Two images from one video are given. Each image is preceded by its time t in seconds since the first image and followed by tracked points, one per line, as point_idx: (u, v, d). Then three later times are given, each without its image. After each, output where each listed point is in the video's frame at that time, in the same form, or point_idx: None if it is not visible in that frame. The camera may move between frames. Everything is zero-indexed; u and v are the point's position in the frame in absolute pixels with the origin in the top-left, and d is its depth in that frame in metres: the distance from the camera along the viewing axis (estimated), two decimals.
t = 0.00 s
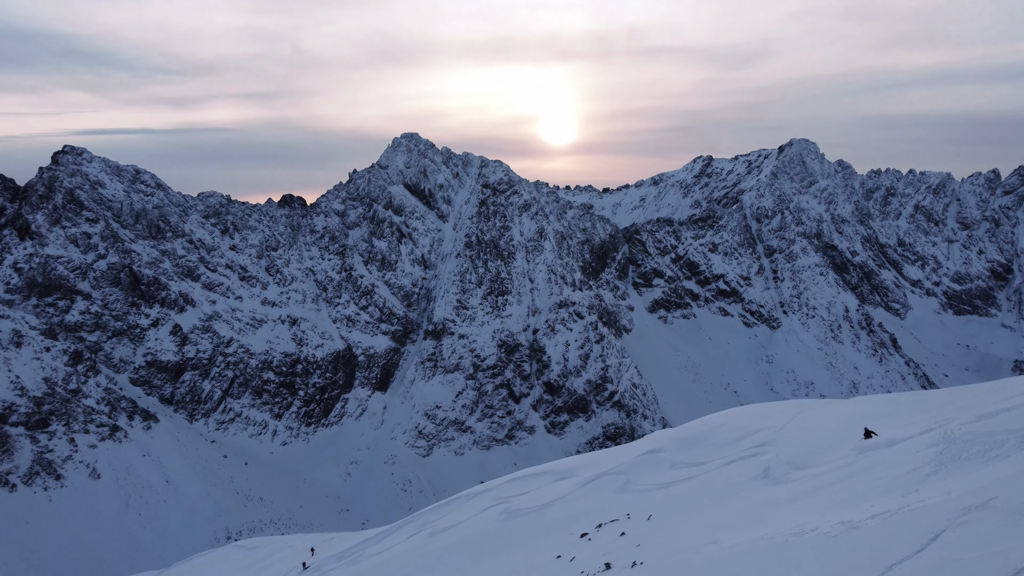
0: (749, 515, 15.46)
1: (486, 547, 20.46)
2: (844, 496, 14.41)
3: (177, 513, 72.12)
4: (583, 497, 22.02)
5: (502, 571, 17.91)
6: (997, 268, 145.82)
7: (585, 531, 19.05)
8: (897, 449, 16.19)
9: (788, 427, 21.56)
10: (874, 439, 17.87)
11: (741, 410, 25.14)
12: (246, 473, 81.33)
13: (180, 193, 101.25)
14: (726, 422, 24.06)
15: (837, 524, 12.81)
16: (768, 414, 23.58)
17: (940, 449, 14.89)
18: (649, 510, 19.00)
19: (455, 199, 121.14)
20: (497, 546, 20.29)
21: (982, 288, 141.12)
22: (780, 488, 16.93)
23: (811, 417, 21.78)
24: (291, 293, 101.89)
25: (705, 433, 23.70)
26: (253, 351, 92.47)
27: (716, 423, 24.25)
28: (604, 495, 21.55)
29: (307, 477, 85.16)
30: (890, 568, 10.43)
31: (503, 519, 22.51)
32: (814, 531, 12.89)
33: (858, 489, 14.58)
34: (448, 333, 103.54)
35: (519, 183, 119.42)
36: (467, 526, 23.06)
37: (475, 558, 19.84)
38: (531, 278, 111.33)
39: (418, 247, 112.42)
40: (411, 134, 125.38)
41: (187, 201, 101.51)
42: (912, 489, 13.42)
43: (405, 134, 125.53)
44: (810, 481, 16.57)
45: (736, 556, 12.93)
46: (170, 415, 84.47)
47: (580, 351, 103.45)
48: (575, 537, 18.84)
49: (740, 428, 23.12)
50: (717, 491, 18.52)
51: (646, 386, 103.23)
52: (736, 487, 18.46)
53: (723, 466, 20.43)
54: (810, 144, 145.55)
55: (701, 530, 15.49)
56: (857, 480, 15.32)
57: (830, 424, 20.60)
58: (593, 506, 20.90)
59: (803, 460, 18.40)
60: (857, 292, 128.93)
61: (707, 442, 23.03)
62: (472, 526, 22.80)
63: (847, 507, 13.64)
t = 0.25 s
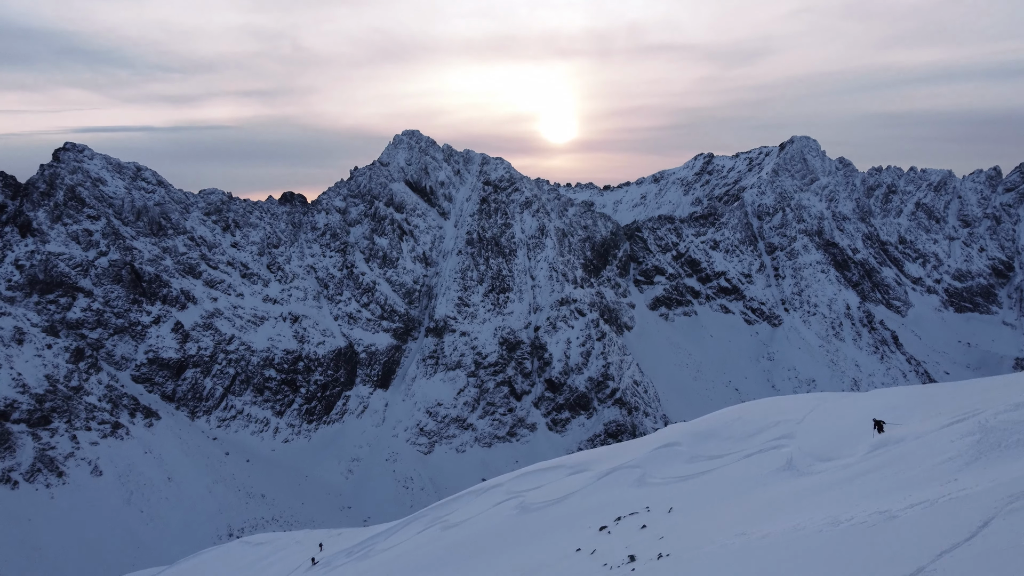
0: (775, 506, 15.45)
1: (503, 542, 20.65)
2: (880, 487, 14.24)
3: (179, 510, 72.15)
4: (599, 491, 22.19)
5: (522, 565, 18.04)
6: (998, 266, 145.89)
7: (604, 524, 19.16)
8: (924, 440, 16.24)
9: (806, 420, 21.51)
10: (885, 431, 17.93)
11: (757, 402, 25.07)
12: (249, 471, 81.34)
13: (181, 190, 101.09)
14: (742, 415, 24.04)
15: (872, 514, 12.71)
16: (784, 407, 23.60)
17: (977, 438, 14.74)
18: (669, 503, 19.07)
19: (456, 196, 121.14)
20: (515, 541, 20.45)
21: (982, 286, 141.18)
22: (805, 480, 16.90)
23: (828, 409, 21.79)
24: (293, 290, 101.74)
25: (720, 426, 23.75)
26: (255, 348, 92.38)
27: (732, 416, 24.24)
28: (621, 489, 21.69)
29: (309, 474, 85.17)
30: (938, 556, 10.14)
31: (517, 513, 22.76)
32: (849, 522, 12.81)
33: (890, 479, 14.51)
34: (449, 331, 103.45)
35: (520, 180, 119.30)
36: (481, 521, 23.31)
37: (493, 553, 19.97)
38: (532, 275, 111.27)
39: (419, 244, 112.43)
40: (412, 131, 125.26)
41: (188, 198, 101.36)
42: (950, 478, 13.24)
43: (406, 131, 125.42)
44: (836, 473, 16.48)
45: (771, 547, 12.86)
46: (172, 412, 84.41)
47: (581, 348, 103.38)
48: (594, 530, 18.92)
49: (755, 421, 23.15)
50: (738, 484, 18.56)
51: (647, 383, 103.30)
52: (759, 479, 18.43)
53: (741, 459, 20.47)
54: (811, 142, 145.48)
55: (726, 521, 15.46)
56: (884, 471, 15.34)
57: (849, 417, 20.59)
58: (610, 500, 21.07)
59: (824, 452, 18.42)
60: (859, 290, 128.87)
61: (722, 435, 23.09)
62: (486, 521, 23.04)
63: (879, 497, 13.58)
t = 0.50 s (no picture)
0: (797, 498, 15.11)
1: (518, 536, 20.90)
2: (906, 478, 13.61)
3: (181, 508, 72.18)
4: (612, 485, 22.38)
5: (538, 558, 18.10)
6: (1000, 264, 145.83)
7: (620, 517, 19.18)
8: (951, 432, 15.71)
9: (825, 412, 21.28)
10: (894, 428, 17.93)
11: (774, 396, 24.89)
12: (250, 468, 81.28)
13: (182, 187, 101.02)
14: (758, 409, 23.95)
15: (905, 505, 11.86)
16: (799, 400, 23.47)
17: (1009, 428, 14.27)
18: (686, 496, 19.07)
19: (457, 194, 121.12)
20: (529, 535, 20.59)
21: (984, 284, 141.17)
22: (826, 471, 16.68)
23: (845, 400, 21.63)
24: (294, 287, 101.64)
25: (734, 420, 23.72)
26: (256, 346, 92.31)
27: (748, 410, 24.15)
28: (634, 483, 21.87)
29: (310, 472, 85.14)
30: (982, 545, 9.17)
31: (530, 508, 23.12)
32: (881, 512, 11.91)
33: (918, 472, 13.74)
34: (451, 328, 103.38)
35: (521, 177, 119.18)
36: (493, 515, 23.92)
37: (508, 547, 20.09)
38: (533, 273, 111.17)
39: (420, 242, 112.44)
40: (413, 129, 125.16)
41: (189, 196, 101.28)
42: (983, 468, 12.55)
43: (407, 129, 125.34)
44: (859, 464, 16.12)
45: (797, 539, 11.99)
46: (173, 410, 84.27)
47: (583, 346, 103.25)
48: (609, 523, 18.95)
49: (771, 414, 23.07)
50: (756, 476, 18.52)
51: (649, 381, 103.23)
52: (777, 471, 18.27)
53: (757, 453, 20.45)
54: (812, 140, 145.35)
55: (746, 514, 15.37)
56: (912, 463, 14.75)
57: (867, 409, 20.50)
58: (625, 493, 21.19)
59: (842, 442, 18.32)
60: (860, 288, 128.70)
61: (737, 429, 23.09)
62: (500, 516, 23.41)
63: (911, 489, 12.77)
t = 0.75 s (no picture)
0: (820, 490, 14.85)
1: (532, 531, 20.82)
2: (934, 470, 13.05)
3: (182, 506, 72.03)
4: (626, 480, 22.36)
5: (554, 553, 17.98)
6: (1001, 261, 145.77)
7: (635, 512, 19.06)
8: (976, 422, 15.14)
9: (842, 405, 21.05)
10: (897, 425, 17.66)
11: (790, 389, 24.72)
12: (251, 465, 81.17)
13: (183, 184, 100.93)
14: (773, 402, 23.77)
15: (938, 496, 11.15)
16: (814, 393, 23.33)
17: None
18: (702, 490, 18.97)
19: (458, 192, 121.07)
20: (543, 530, 20.51)
21: (985, 282, 141.25)
22: (847, 463, 16.41)
23: (862, 392, 21.49)
24: (295, 285, 101.56)
25: (748, 414, 23.62)
26: (257, 343, 92.22)
27: (764, 404, 24.00)
28: (649, 477, 21.82)
29: (312, 469, 85.08)
30: None
31: (542, 503, 23.15)
32: (912, 503, 11.24)
33: (947, 463, 13.18)
34: (452, 326, 103.34)
35: (522, 175, 119.09)
36: (506, 510, 23.90)
37: (522, 542, 20.00)
38: (535, 271, 111.13)
39: (421, 240, 112.38)
40: (414, 126, 125.12)
41: (190, 193, 101.22)
42: (1017, 459, 11.97)
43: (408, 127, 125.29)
44: (882, 455, 15.74)
45: (823, 532, 11.35)
46: (174, 407, 84.19)
47: (584, 344, 103.18)
48: (625, 518, 18.82)
49: (785, 408, 22.94)
50: (773, 470, 18.34)
51: (650, 378, 103.18)
52: (796, 465, 18.01)
53: (773, 446, 20.37)
54: (813, 137, 145.19)
55: (767, 506, 15.15)
56: (937, 454, 14.20)
57: (884, 399, 20.23)
58: (639, 488, 21.12)
59: (861, 432, 18.18)
60: (861, 285, 128.62)
61: (751, 422, 23.00)
62: (512, 511, 23.42)
63: (940, 480, 12.15)
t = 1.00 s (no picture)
0: (843, 484, 14.70)
1: (545, 526, 20.76)
2: (963, 462, 12.89)
3: (184, 504, 71.94)
4: (638, 475, 22.30)
5: (568, 548, 17.89)
6: (1002, 259, 145.69)
7: (649, 507, 18.97)
8: (1000, 414, 14.95)
9: (859, 398, 20.88)
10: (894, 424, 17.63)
11: (804, 383, 24.58)
12: (252, 463, 81.06)
13: (184, 182, 100.74)
14: (787, 396, 23.64)
15: (972, 488, 10.99)
16: (829, 386, 23.19)
17: None
18: (718, 485, 18.87)
19: (459, 189, 120.90)
20: (555, 527, 20.46)
21: (985, 280, 141.19)
22: (867, 456, 16.26)
23: (877, 385, 21.35)
24: (296, 283, 101.41)
25: (761, 408, 23.51)
26: (258, 341, 92.08)
27: (777, 398, 23.88)
28: (662, 472, 21.74)
29: (313, 467, 85.10)
30: None
31: (552, 498, 23.13)
32: (946, 496, 11.08)
33: (976, 455, 13.01)
34: (453, 324, 103.20)
35: (523, 173, 118.91)
36: (516, 506, 23.86)
37: (534, 539, 19.95)
38: (536, 268, 111.02)
39: (422, 237, 112.22)
40: (415, 123, 124.95)
41: (191, 190, 101.04)
42: None
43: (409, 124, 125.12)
44: (905, 448, 15.56)
45: (854, 526, 11.19)
46: (175, 405, 84.10)
47: (585, 342, 103.06)
48: (639, 513, 18.73)
49: (799, 402, 22.83)
50: (790, 463, 18.23)
51: (651, 376, 103.12)
52: (815, 458, 17.87)
53: (789, 441, 20.23)
54: (814, 135, 144.94)
55: (787, 501, 15.02)
56: (963, 446, 14.04)
57: (901, 391, 20.07)
58: (652, 482, 21.05)
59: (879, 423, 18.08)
60: (862, 283, 128.51)
61: (764, 417, 22.89)
62: (522, 507, 23.39)
63: (971, 472, 12.03)
